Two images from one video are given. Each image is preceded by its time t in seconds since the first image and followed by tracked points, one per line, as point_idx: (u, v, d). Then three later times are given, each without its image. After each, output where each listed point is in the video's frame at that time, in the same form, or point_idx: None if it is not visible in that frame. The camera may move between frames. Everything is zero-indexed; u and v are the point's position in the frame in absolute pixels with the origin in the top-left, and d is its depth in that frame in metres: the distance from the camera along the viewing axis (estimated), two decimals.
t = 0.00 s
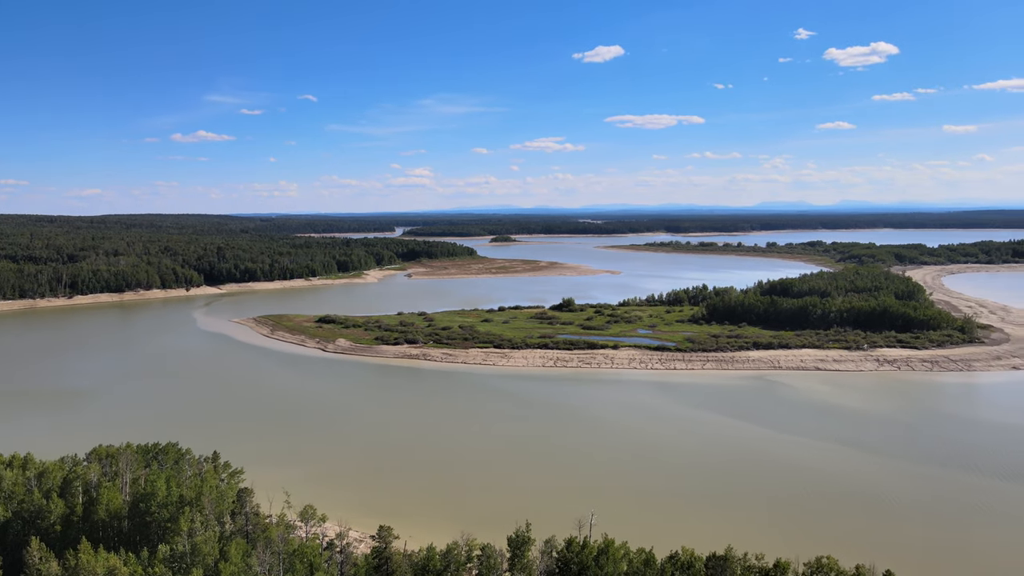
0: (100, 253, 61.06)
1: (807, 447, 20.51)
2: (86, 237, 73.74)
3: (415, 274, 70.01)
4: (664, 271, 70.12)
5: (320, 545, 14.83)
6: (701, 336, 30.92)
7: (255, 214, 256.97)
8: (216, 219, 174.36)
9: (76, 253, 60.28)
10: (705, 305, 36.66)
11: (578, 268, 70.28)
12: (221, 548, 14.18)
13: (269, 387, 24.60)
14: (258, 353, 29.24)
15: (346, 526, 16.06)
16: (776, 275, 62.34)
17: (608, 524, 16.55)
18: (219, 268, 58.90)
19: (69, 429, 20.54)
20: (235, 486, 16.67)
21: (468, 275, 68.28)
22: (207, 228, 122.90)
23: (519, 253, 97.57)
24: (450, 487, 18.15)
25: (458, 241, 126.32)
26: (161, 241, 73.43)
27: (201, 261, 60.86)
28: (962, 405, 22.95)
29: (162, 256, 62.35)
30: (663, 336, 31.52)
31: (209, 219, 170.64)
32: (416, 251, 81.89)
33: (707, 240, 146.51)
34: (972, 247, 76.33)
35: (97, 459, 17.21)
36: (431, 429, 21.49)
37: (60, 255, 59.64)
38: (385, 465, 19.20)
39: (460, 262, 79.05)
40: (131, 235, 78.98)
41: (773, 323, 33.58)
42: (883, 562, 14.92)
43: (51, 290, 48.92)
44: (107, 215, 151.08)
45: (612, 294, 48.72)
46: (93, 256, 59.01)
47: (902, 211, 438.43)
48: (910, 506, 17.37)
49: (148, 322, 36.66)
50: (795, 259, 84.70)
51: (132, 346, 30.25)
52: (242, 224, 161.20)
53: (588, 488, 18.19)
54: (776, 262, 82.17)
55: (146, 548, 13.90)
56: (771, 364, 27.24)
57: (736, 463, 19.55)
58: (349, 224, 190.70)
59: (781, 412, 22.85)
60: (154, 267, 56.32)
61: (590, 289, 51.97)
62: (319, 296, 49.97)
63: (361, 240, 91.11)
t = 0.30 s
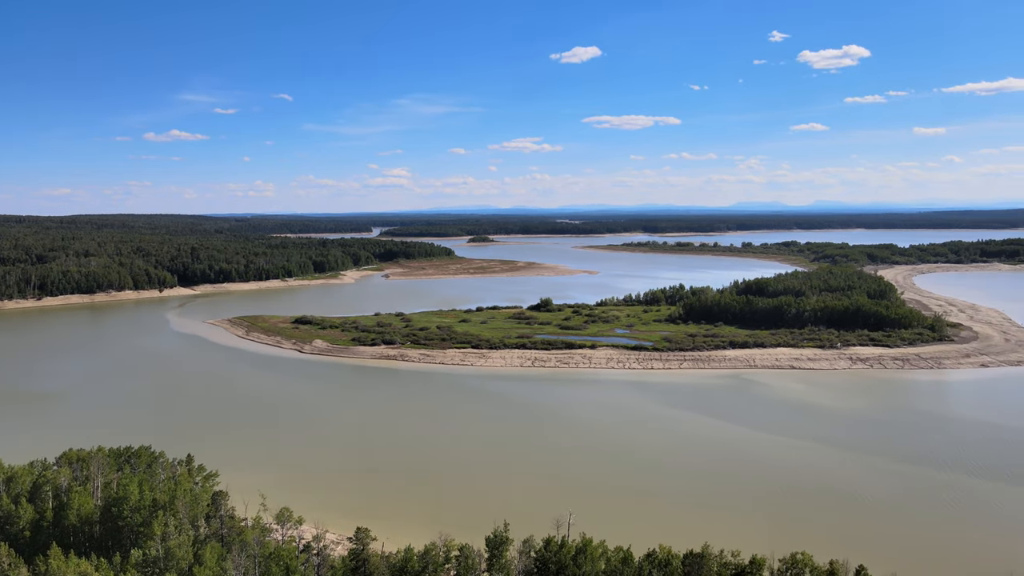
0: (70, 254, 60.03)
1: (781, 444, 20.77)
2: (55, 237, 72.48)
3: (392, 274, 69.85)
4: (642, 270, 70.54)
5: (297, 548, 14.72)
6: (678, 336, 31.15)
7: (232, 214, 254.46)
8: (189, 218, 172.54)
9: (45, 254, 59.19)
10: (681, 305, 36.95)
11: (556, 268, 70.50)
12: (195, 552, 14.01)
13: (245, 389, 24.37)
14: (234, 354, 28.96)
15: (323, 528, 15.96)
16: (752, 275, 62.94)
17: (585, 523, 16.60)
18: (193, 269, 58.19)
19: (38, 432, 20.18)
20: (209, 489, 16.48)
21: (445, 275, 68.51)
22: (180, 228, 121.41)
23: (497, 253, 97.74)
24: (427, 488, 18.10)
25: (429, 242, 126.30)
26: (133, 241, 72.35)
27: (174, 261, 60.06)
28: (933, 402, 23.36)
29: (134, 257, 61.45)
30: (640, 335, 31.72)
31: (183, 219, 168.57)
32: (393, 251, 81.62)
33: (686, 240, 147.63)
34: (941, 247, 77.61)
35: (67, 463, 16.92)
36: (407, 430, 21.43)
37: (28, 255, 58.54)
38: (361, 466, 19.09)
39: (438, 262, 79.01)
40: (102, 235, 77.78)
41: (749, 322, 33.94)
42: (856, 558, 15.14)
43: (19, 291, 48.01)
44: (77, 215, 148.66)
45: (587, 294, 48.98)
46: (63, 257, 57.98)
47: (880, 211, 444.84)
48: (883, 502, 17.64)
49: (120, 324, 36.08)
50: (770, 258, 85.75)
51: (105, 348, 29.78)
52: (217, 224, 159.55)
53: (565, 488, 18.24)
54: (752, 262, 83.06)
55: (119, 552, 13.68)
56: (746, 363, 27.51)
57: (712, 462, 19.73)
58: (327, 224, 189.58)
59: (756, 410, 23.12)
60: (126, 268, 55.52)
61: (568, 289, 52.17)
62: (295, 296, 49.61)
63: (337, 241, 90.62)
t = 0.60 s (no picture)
0: (39, 255, 58.99)
1: (756, 442, 20.99)
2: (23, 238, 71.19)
3: (369, 275, 69.69)
4: (621, 270, 70.88)
5: (273, 551, 14.60)
6: (655, 335, 31.36)
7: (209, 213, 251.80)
8: (163, 218, 170.36)
9: (12, 255, 58.07)
10: (659, 305, 37.19)
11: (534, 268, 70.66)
12: (169, 556, 13.82)
13: (220, 391, 24.10)
14: (209, 356, 28.63)
15: (300, 530, 15.83)
16: (729, 275, 63.50)
17: (563, 523, 16.64)
18: (166, 269, 57.47)
19: (6, 436, 19.79)
20: (183, 493, 16.27)
21: (424, 275, 68.50)
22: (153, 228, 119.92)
23: (475, 253, 97.94)
24: (404, 489, 18.03)
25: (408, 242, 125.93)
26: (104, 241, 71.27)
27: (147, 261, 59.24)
28: (904, 399, 23.76)
29: (105, 257, 60.51)
30: (618, 335, 31.89)
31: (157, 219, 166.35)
32: (370, 252, 81.18)
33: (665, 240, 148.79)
34: (912, 247, 78.90)
35: (37, 468, 16.60)
36: (384, 430, 21.32)
37: None
38: (338, 467, 18.99)
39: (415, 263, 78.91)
40: (72, 236, 76.51)
41: (726, 321, 34.25)
42: (829, 554, 15.36)
43: None
44: (47, 215, 146.11)
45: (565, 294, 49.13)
46: (32, 258, 56.95)
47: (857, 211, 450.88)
48: (855, 497, 17.95)
49: (92, 326, 35.51)
50: (746, 258, 86.65)
51: (76, 350, 29.29)
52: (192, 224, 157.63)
53: (543, 487, 18.28)
54: (728, 262, 83.89)
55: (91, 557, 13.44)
56: (722, 362, 27.76)
57: (689, 460, 19.88)
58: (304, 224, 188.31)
59: (732, 409, 23.34)
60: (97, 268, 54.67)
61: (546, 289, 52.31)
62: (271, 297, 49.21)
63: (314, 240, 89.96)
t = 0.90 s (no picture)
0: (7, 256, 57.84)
1: (731, 440, 21.19)
2: None
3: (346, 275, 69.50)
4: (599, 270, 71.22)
5: (248, 554, 14.45)
6: (632, 335, 31.55)
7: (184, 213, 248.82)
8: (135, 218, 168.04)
9: None
10: (636, 305, 37.41)
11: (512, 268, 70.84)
12: (142, 560, 13.59)
13: (195, 394, 23.82)
14: (183, 358, 28.28)
15: (275, 533, 15.69)
16: (704, 275, 64.03)
17: (541, 522, 16.67)
18: (138, 270, 56.66)
19: None
20: (156, 496, 16.02)
21: (401, 275, 68.44)
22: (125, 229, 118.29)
23: (451, 253, 98.37)
24: (381, 490, 17.97)
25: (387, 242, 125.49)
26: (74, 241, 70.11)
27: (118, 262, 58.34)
28: (876, 397, 24.16)
29: (75, 258, 59.51)
30: (595, 334, 32.03)
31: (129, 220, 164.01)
32: (346, 253, 80.71)
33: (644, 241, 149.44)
34: (884, 247, 80.15)
35: (4, 473, 16.24)
36: (361, 432, 21.22)
37: None
38: (315, 469, 18.88)
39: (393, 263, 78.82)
40: (40, 237, 75.12)
41: (702, 320, 34.56)
42: (803, 551, 15.58)
43: None
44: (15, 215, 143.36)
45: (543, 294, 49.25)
46: None
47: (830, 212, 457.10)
48: (828, 493, 18.22)
49: (62, 328, 34.88)
50: (722, 258, 87.55)
51: (46, 353, 28.76)
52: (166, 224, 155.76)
53: (520, 487, 18.30)
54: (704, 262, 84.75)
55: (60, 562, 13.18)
56: (698, 361, 28.01)
57: (665, 458, 20.03)
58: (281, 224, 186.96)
59: (707, 407, 23.55)
60: (67, 269, 53.75)
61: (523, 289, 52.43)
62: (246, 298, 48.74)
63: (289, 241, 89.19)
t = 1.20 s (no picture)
0: None
1: (707, 438, 21.40)
2: None
3: (323, 275, 69.04)
4: (577, 270, 71.47)
5: (223, 558, 14.30)
6: (610, 335, 31.71)
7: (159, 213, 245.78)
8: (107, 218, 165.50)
9: None
10: (613, 305, 37.59)
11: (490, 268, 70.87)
12: (114, 565, 13.38)
13: (169, 396, 23.51)
14: (156, 360, 27.90)
15: (251, 537, 15.53)
16: (681, 275, 64.50)
17: (519, 522, 16.68)
18: (109, 271, 55.81)
19: None
20: (129, 501, 15.76)
21: (379, 275, 68.23)
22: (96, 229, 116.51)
23: (428, 253, 98.61)
24: (358, 492, 17.88)
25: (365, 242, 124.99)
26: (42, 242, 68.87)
27: (89, 262, 57.37)
28: (849, 395, 24.51)
29: (44, 258, 58.43)
30: (573, 334, 32.14)
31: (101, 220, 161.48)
32: (323, 253, 80.23)
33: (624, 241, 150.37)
34: (857, 247, 81.27)
35: None
36: (337, 433, 21.11)
37: None
38: (290, 471, 18.73)
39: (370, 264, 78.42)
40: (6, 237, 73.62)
41: (679, 320, 34.82)
42: (778, 547, 15.78)
43: None
44: None
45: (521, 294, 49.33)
46: None
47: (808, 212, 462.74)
48: (802, 490, 18.46)
49: (31, 330, 34.23)
50: (699, 258, 88.30)
51: (15, 355, 28.19)
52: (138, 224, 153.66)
53: (498, 487, 18.31)
54: (681, 262, 85.44)
55: (30, 567, 12.94)
56: (675, 360, 28.22)
57: (641, 457, 20.19)
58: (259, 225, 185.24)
59: (683, 406, 23.75)
60: (35, 270, 52.75)
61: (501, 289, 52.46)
62: (220, 299, 48.18)
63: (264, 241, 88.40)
